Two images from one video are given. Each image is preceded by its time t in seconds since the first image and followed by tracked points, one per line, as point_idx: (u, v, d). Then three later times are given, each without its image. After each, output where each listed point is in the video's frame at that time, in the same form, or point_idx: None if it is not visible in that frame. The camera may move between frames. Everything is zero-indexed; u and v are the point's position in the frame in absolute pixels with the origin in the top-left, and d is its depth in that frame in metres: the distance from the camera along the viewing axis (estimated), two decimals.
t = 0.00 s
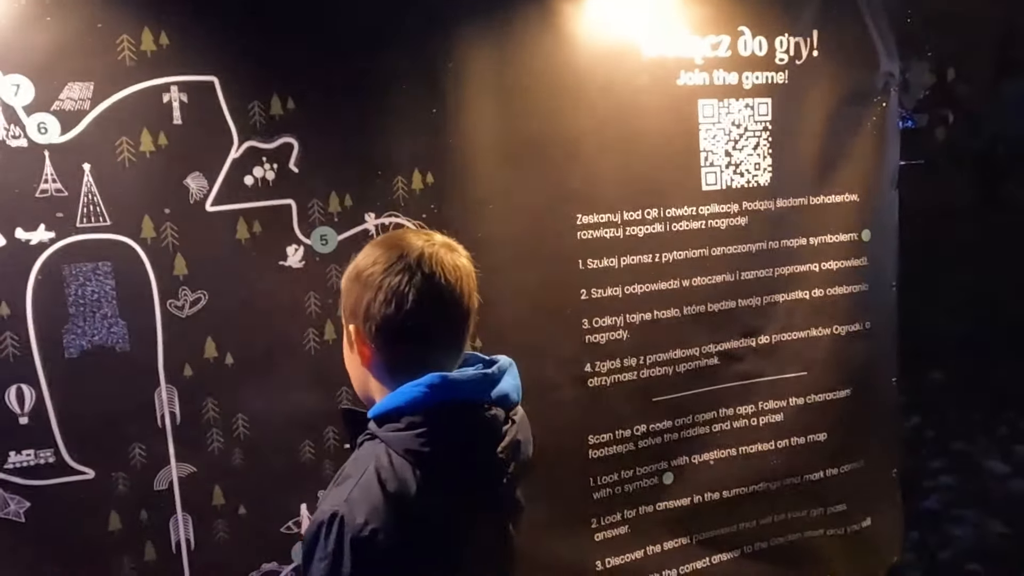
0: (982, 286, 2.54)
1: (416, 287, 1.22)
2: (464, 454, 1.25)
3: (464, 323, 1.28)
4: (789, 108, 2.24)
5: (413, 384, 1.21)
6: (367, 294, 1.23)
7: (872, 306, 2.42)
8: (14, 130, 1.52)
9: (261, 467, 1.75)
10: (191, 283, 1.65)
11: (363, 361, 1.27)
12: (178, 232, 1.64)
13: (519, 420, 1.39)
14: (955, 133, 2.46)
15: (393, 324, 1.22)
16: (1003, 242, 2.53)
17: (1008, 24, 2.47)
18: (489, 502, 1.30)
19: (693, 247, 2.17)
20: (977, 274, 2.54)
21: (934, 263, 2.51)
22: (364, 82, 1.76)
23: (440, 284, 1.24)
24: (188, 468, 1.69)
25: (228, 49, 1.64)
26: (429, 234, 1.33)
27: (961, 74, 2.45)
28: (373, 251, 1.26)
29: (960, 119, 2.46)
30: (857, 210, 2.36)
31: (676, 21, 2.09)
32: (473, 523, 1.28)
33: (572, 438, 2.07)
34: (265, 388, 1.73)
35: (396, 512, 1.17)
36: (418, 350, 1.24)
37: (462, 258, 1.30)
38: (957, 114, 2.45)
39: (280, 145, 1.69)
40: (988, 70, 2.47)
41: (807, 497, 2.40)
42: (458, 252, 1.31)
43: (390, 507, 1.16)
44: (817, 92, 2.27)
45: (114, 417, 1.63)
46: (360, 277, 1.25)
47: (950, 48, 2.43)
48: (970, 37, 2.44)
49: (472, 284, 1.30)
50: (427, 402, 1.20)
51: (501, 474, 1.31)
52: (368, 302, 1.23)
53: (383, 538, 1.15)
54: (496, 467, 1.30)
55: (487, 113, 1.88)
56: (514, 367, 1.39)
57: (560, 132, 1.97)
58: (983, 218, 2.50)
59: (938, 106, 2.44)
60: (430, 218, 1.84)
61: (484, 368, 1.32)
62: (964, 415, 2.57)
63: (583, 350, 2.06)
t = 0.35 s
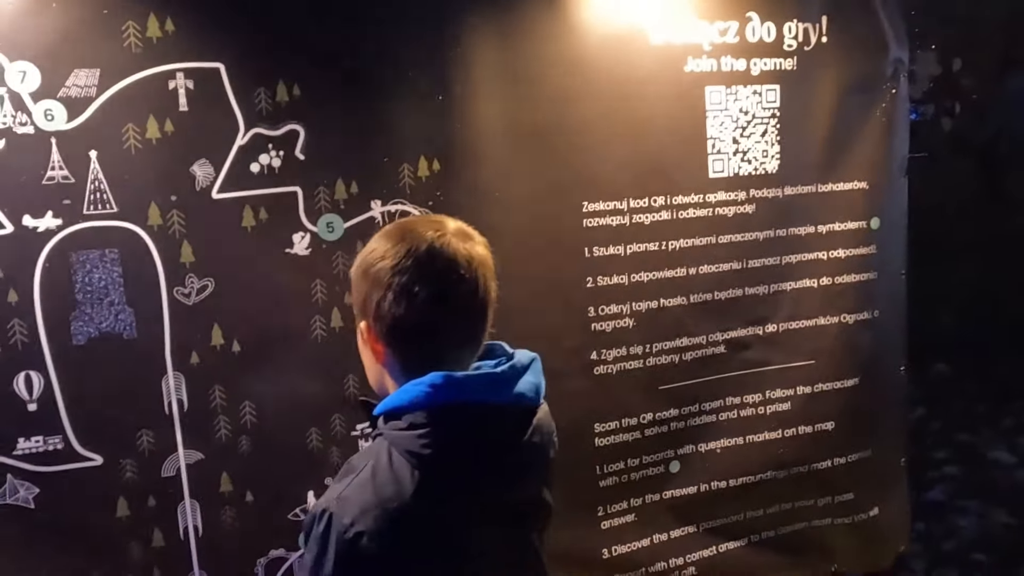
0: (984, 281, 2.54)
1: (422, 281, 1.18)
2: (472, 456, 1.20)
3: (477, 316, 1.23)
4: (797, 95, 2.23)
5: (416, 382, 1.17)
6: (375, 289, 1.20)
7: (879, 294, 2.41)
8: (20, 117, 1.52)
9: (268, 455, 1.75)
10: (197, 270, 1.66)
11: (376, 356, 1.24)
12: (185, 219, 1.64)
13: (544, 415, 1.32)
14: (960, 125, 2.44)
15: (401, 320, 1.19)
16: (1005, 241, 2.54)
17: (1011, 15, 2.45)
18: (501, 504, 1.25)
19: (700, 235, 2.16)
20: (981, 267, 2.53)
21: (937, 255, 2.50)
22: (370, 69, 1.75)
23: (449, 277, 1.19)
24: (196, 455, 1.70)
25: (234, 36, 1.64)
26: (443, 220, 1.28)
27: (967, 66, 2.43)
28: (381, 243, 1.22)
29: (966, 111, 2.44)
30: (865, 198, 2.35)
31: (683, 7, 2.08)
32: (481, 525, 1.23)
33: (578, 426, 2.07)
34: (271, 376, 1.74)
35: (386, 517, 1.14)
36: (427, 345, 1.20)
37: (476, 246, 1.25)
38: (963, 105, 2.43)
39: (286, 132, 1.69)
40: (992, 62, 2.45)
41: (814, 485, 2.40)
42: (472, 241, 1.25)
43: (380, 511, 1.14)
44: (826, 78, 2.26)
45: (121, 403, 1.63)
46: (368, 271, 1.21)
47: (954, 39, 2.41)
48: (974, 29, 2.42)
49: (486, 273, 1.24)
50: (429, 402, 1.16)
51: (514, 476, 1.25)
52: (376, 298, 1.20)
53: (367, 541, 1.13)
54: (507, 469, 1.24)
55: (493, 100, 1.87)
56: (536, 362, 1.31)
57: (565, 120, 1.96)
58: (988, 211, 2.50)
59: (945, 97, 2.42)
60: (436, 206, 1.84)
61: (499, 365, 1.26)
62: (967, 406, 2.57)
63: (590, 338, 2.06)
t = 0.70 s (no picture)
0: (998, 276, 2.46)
1: (451, 279, 1.16)
2: (500, 454, 1.18)
3: (506, 313, 1.21)
4: (808, 86, 2.22)
5: (446, 377, 1.15)
6: (404, 284, 1.18)
7: (891, 287, 2.40)
8: (31, 109, 1.52)
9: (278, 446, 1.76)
10: (207, 262, 1.66)
11: (403, 350, 1.23)
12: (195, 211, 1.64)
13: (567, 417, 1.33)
14: (975, 117, 2.40)
15: (429, 316, 1.17)
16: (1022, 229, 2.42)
17: None
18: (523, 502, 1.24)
19: (710, 227, 2.15)
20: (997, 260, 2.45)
21: (949, 248, 2.47)
22: (378, 61, 1.75)
23: (479, 274, 1.17)
24: (206, 446, 1.71)
25: (242, 29, 1.64)
26: (474, 214, 1.25)
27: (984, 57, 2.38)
28: (410, 237, 1.20)
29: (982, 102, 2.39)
30: (876, 190, 2.33)
31: None
32: (504, 522, 1.22)
33: (587, 418, 2.07)
34: (281, 368, 1.74)
35: (412, 511, 1.13)
36: (455, 342, 1.18)
37: (507, 243, 1.22)
38: (979, 98, 2.39)
39: (295, 124, 1.69)
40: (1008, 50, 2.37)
41: (824, 479, 2.39)
42: (501, 239, 1.22)
43: (406, 505, 1.13)
44: (837, 70, 2.24)
45: (133, 394, 1.64)
46: (397, 265, 1.19)
47: (968, 31, 2.38)
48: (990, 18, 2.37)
49: (516, 270, 1.22)
50: (460, 397, 1.14)
51: (540, 475, 1.24)
52: (404, 294, 1.18)
53: (392, 537, 1.12)
54: (534, 467, 1.23)
55: (502, 92, 1.87)
56: (565, 361, 1.30)
57: (574, 112, 1.95)
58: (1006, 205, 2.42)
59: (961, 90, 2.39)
60: (445, 198, 1.83)
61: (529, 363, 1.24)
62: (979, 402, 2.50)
63: (599, 330, 2.05)
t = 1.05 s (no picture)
0: None
1: (469, 295, 1.09)
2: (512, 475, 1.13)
3: (530, 327, 1.14)
4: (831, 81, 2.20)
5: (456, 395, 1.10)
6: (420, 297, 1.12)
7: (915, 284, 2.37)
8: (56, 107, 1.54)
9: (299, 442, 1.77)
10: (229, 259, 1.67)
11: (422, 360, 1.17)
12: (218, 209, 1.66)
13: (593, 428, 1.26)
14: (1006, 113, 2.35)
15: (446, 332, 1.11)
16: None
17: None
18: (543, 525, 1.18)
19: (731, 224, 2.14)
20: None
21: (981, 246, 2.42)
22: (398, 58, 1.76)
23: (499, 289, 1.10)
24: (229, 442, 1.72)
25: (263, 27, 1.65)
26: (500, 218, 1.17)
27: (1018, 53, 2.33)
28: (431, 246, 1.13)
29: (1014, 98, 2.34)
30: (900, 186, 2.31)
31: None
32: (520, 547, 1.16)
33: (607, 415, 2.07)
34: (302, 364, 1.75)
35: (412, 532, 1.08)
36: (473, 358, 1.12)
37: (533, 251, 1.14)
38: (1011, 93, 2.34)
39: (315, 121, 1.70)
40: None
41: (846, 478, 2.37)
42: (528, 249, 1.14)
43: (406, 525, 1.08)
44: (861, 65, 2.22)
45: (156, 390, 1.66)
46: (415, 275, 1.13)
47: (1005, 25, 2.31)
48: None
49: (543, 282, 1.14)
50: (467, 416, 1.09)
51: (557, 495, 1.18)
52: (422, 306, 1.12)
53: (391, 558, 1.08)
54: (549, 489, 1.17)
55: (522, 89, 1.87)
56: (592, 378, 1.22)
57: (595, 108, 1.95)
58: None
59: (993, 85, 2.35)
60: (465, 195, 1.84)
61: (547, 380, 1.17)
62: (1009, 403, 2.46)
63: (619, 326, 2.05)
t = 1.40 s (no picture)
0: None
1: (559, 311, 1.09)
2: (587, 472, 1.15)
3: (612, 338, 1.15)
4: (872, 84, 2.16)
5: (537, 393, 1.12)
6: (501, 307, 1.11)
7: (957, 291, 2.32)
8: (99, 115, 1.56)
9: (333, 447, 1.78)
10: (266, 264, 1.69)
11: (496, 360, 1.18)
12: (255, 214, 1.67)
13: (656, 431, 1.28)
14: None
15: (531, 343, 1.11)
16: None
17: None
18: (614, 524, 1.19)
19: (768, 229, 2.11)
20: None
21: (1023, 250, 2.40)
22: (434, 64, 1.76)
23: (584, 304, 1.10)
24: (264, 445, 1.73)
25: (301, 33, 1.66)
26: (582, 227, 1.16)
27: None
28: (519, 256, 1.11)
29: None
30: (943, 191, 2.26)
31: None
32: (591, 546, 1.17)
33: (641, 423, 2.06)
34: (337, 369, 1.76)
35: (496, 528, 1.09)
36: (554, 367, 1.13)
37: (620, 266, 1.14)
38: None
39: (352, 127, 1.71)
40: None
41: (885, 488, 2.33)
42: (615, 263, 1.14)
43: (490, 521, 1.09)
44: (903, 67, 2.18)
45: (194, 394, 1.68)
46: (501, 282, 1.12)
47: None
48: None
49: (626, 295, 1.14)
50: (549, 412, 1.12)
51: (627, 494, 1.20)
52: (507, 316, 1.11)
53: (477, 552, 1.09)
54: (622, 489, 1.19)
55: (558, 94, 1.86)
56: (658, 379, 1.25)
57: (631, 113, 1.94)
58: None
59: None
60: (500, 200, 1.83)
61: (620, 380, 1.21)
62: None
63: (653, 333, 2.03)
